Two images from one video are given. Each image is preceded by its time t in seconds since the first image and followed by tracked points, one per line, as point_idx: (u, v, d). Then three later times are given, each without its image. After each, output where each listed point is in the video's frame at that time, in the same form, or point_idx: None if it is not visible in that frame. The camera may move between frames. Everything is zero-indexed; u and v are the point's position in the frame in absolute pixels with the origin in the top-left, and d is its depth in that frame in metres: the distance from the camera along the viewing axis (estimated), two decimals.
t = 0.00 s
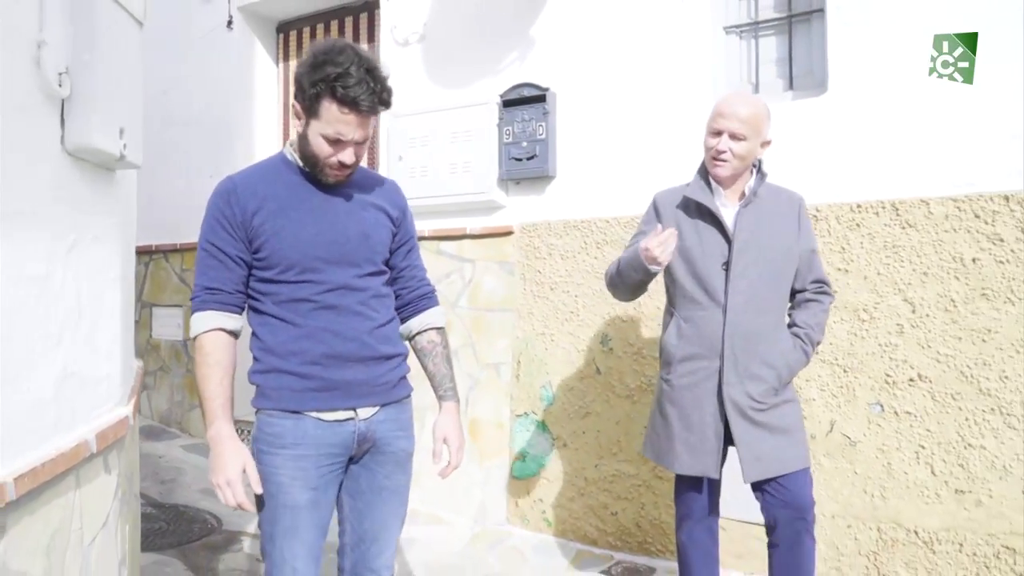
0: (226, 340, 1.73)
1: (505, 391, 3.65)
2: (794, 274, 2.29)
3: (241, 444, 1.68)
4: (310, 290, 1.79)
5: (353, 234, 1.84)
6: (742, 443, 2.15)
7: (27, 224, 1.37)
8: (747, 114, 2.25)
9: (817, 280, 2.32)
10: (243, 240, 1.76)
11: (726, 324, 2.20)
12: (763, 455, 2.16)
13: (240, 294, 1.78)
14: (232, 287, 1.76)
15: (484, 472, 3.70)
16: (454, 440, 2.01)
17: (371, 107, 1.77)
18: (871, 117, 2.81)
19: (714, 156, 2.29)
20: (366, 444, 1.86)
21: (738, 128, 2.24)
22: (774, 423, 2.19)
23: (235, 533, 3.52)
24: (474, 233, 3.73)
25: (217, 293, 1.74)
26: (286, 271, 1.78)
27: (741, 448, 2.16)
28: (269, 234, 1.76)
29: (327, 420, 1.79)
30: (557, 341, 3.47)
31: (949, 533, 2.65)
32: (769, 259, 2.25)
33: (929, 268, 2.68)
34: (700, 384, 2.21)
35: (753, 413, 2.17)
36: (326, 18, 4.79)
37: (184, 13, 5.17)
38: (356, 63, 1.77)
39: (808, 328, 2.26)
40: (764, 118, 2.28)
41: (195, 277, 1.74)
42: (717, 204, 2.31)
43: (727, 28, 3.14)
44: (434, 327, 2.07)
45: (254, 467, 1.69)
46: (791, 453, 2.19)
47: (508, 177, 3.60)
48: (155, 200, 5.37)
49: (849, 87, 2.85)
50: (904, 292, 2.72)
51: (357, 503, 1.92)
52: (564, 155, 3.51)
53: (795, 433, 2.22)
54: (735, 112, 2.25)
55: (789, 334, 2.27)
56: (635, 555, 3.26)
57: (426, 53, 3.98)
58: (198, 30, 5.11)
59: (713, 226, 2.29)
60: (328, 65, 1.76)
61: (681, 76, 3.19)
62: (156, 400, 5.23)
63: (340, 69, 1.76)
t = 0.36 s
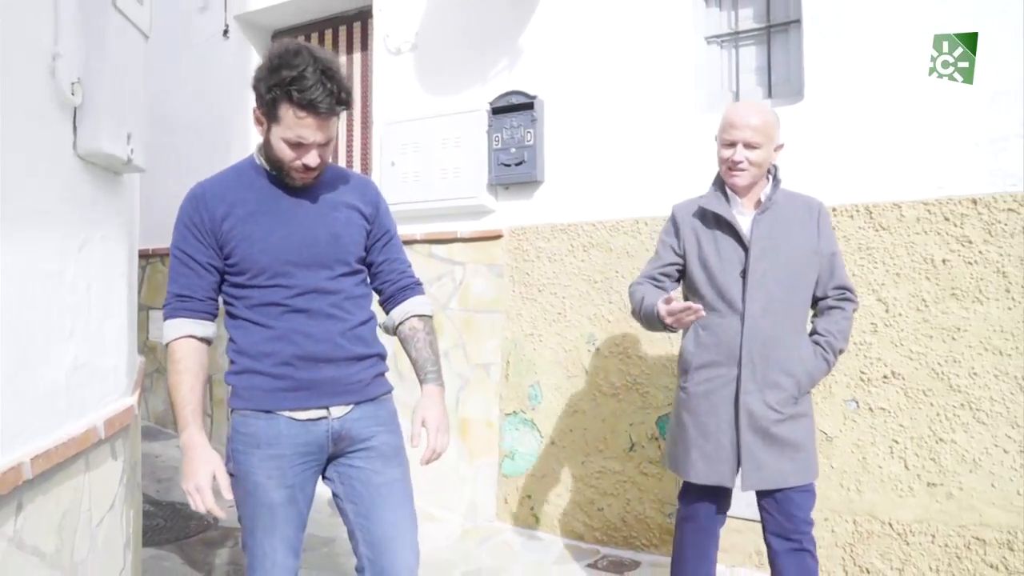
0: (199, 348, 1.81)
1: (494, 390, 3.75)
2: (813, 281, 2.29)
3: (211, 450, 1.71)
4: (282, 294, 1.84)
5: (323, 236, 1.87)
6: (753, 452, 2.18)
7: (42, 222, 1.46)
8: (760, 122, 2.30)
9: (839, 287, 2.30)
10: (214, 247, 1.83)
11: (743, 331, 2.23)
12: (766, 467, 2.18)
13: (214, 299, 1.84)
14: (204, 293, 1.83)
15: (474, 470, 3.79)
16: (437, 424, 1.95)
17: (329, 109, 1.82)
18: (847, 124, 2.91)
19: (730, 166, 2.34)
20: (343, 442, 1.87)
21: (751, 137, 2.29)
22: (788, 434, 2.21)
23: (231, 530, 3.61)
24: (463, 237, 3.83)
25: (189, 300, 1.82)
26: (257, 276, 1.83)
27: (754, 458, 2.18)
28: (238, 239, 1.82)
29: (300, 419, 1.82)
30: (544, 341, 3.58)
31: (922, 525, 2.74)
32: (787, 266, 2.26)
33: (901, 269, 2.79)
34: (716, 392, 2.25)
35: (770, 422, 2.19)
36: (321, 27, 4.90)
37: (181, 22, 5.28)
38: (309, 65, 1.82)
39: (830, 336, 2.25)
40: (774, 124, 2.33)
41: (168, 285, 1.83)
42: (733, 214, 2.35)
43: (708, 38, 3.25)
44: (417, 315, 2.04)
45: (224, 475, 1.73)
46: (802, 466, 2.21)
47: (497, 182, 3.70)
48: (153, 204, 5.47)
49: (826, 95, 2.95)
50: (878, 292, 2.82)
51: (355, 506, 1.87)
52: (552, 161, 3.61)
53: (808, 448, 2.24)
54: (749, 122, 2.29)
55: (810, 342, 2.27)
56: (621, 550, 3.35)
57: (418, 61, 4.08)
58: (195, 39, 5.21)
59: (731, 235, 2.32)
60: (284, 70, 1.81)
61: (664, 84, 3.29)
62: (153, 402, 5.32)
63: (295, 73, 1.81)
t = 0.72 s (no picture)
0: (201, 353, 1.87)
1: (489, 394, 3.86)
2: (837, 285, 2.33)
3: (218, 451, 1.78)
4: (278, 300, 1.90)
5: (319, 242, 1.92)
6: (775, 455, 2.21)
7: (65, 227, 1.58)
8: (789, 125, 2.28)
9: (861, 293, 2.35)
10: (215, 256, 1.90)
11: (767, 335, 2.25)
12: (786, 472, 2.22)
13: (216, 306, 1.91)
14: (205, 301, 1.89)
15: (470, 473, 3.90)
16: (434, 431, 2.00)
17: (335, 90, 1.93)
18: (829, 137, 3.03)
19: (756, 169, 2.32)
20: (337, 441, 1.93)
21: (779, 140, 2.28)
22: (809, 439, 2.24)
23: (232, 530, 3.72)
24: (460, 246, 3.94)
25: (191, 308, 1.88)
26: (255, 283, 1.89)
27: (776, 461, 2.22)
28: (237, 249, 1.89)
29: (295, 420, 1.87)
30: (538, 347, 3.69)
31: (901, 522, 2.84)
32: (811, 270, 2.28)
33: (881, 277, 2.91)
34: (739, 395, 2.27)
35: (793, 426, 2.22)
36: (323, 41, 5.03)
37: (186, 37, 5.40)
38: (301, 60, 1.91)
39: (852, 341, 2.29)
40: (802, 128, 2.31)
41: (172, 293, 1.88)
42: (760, 216, 2.35)
43: (696, 54, 3.38)
44: (411, 321, 2.10)
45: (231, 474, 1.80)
46: (818, 470, 2.25)
47: (492, 193, 3.81)
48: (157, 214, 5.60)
49: (809, 109, 3.07)
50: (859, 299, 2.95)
51: (348, 503, 1.95)
52: (545, 173, 3.73)
53: (826, 452, 2.27)
54: (778, 125, 2.28)
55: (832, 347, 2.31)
56: (612, 550, 3.45)
57: (416, 76, 4.20)
58: (199, 53, 5.32)
59: (755, 236, 2.33)
60: (283, 74, 1.89)
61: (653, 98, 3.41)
62: (156, 408, 5.43)
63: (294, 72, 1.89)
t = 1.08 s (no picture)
0: (219, 352, 1.95)
1: (488, 397, 3.97)
2: (831, 294, 2.31)
3: (226, 451, 1.86)
4: (296, 302, 1.96)
5: (341, 247, 2.00)
6: (772, 462, 2.18)
7: (93, 232, 1.69)
8: (781, 144, 2.26)
9: (855, 301, 2.34)
10: (239, 257, 1.97)
11: (762, 344, 2.23)
12: (784, 481, 2.19)
13: (238, 307, 1.98)
14: (228, 301, 1.96)
15: (469, 473, 4.01)
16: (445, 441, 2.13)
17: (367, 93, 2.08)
18: (816, 147, 3.15)
19: (746, 185, 2.31)
20: (347, 445, 1.99)
21: (770, 159, 2.26)
22: (805, 446, 2.22)
23: (238, 529, 3.82)
24: (459, 253, 4.05)
25: (215, 308, 1.95)
26: (276, 284, 1.96)
27: (773, 468, 2.19)
28: (262, 250, 1.95)
29: (307, 422, 1.94)
30: (535, 350, 3.81)
31: (884, 518, 2.95)
32: (804, 278, 2.26)
33: (865, 282, 3.03)
34: (736, 402, 2.24)
35: (789, 433, 2.20)
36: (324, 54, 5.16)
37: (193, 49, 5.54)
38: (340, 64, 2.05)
39: (847, 348, 2.29)
40: (796, 144, 2.29)
41: (196, 291, 1.96)
42: (754, 227, 2.33)
43: (688, 67, 3.51)
44: (426, 333, 2.21)
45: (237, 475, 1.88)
46: (815, 479, 2.23)
47: (491, 201, 3.93)
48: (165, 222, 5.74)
49: (795, 120, 3.19)
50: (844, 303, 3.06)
51: (352, 506, 2.01)
52: (542, 182, 3.85)
53: (823, 460, 2.25)
54: (770, 144, 2.26)
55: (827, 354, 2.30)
56: (607, 547, 3.56)
57: (417, 87, 4.32)
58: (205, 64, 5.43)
59: (751, 247, 2.31)
60: (324, 75, 2.01)
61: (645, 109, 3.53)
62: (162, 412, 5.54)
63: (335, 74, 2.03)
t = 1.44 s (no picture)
0: (261, 338, 2.02)
1: (489, 396, 4.07)
2: (819, 293, 2.36)
3: (260, 434, 1.93)
4: (335, 293, 2.02)
5: (383, 244, 2.06)
6: (763, 459, 2.21)
7: (121, 229, 1.80)
8: (771, 133, 2.34)
9: (842, 299, 2.40)
10: (285, 248, 2.04)
11: (751, 339, 2.26)
12: (775, 478, 2.21)
13: (280, 297, 2.06)
14: (271, 289, 2.04)
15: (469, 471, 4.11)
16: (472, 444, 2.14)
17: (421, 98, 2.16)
18: (804, 152, 3.29)
19: (740, 175, 2.36)
20: (375, 443, 2.04)
21: (761, 148, 2.33)
22: (794, 446, 2.24)
23: (245, 525, 3.90)
24: (461, 256, 4.17)
25: (258, 294, 2.03)
26: (317, 275, 2.03)
27: (764, 465, 2.21)
28: (306, 241, 2.03)
29: (337, 418, 1.99)
30: (533, 351, 3.92)
31: (871, 510, 3.08)
32: (794, 275, 2.31)
33: (852, 283, 3.16)
34: (727, 401, 2.27)
35: (779, 431, 2.22)
36: (328, 63, 5.29)
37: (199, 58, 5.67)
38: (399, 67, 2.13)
39: (834, 346, 2.33)
40: (782, 136, 2.36)
41: (242, 278, 2.04)
42: (742, 224, 2.38)
43: (682, 77, 3.67)
44: (461, 335, 2.25)
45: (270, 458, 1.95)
46: (806, 476, 2.25)
47: (491, 206, 4.05)
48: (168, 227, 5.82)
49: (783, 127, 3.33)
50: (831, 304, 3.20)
51: (375, 506, 2.06)
52: (542, 187, 3.97)
53: (813, 457, 2.28)
54: (760, 133, 2.33)
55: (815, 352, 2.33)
56: (604, 541, 3.68)
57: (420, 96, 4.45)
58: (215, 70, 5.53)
59: (738, 245, 2.35)
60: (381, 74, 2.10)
61: (638, 116, 3.67)
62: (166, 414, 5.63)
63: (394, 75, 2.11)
